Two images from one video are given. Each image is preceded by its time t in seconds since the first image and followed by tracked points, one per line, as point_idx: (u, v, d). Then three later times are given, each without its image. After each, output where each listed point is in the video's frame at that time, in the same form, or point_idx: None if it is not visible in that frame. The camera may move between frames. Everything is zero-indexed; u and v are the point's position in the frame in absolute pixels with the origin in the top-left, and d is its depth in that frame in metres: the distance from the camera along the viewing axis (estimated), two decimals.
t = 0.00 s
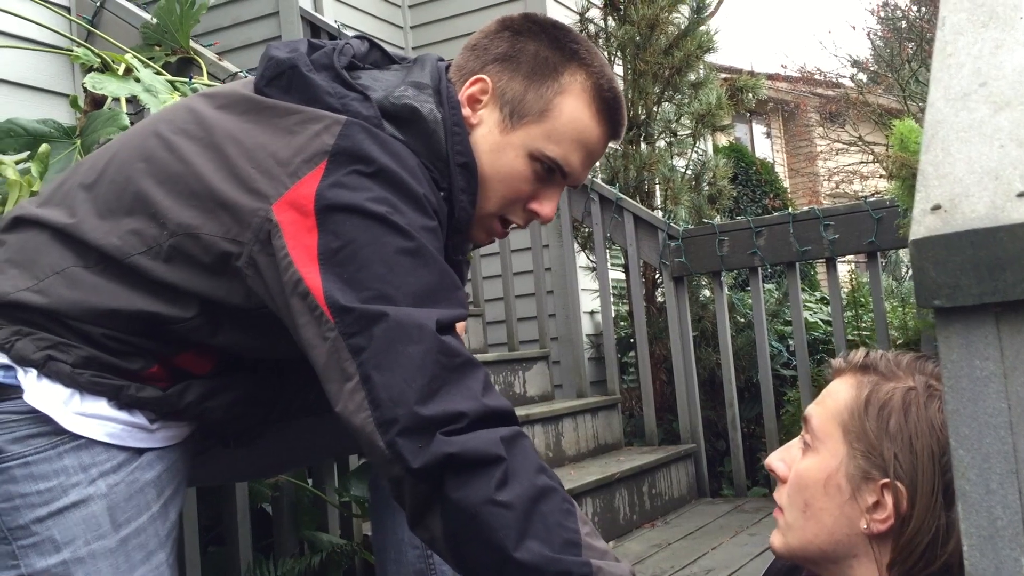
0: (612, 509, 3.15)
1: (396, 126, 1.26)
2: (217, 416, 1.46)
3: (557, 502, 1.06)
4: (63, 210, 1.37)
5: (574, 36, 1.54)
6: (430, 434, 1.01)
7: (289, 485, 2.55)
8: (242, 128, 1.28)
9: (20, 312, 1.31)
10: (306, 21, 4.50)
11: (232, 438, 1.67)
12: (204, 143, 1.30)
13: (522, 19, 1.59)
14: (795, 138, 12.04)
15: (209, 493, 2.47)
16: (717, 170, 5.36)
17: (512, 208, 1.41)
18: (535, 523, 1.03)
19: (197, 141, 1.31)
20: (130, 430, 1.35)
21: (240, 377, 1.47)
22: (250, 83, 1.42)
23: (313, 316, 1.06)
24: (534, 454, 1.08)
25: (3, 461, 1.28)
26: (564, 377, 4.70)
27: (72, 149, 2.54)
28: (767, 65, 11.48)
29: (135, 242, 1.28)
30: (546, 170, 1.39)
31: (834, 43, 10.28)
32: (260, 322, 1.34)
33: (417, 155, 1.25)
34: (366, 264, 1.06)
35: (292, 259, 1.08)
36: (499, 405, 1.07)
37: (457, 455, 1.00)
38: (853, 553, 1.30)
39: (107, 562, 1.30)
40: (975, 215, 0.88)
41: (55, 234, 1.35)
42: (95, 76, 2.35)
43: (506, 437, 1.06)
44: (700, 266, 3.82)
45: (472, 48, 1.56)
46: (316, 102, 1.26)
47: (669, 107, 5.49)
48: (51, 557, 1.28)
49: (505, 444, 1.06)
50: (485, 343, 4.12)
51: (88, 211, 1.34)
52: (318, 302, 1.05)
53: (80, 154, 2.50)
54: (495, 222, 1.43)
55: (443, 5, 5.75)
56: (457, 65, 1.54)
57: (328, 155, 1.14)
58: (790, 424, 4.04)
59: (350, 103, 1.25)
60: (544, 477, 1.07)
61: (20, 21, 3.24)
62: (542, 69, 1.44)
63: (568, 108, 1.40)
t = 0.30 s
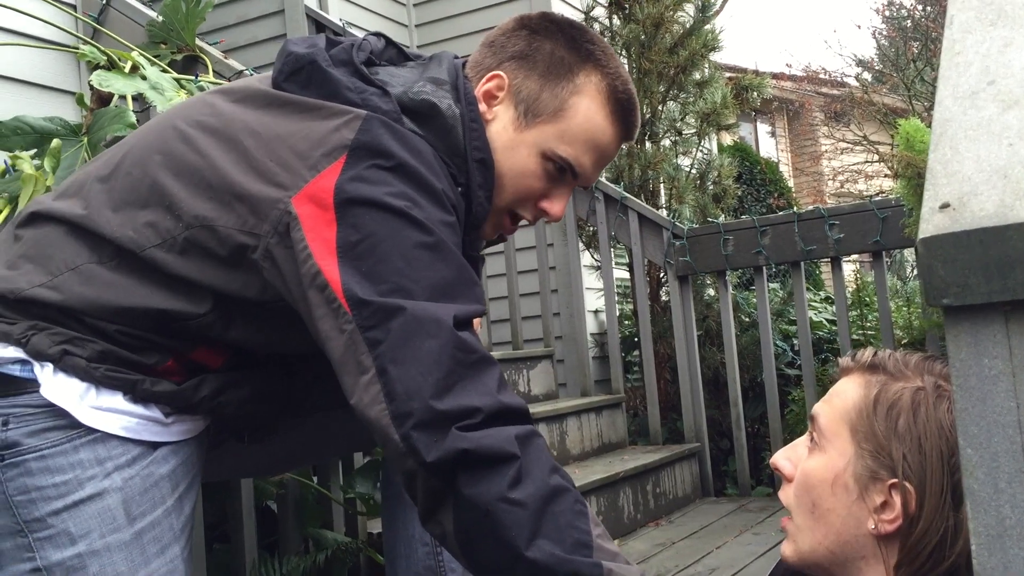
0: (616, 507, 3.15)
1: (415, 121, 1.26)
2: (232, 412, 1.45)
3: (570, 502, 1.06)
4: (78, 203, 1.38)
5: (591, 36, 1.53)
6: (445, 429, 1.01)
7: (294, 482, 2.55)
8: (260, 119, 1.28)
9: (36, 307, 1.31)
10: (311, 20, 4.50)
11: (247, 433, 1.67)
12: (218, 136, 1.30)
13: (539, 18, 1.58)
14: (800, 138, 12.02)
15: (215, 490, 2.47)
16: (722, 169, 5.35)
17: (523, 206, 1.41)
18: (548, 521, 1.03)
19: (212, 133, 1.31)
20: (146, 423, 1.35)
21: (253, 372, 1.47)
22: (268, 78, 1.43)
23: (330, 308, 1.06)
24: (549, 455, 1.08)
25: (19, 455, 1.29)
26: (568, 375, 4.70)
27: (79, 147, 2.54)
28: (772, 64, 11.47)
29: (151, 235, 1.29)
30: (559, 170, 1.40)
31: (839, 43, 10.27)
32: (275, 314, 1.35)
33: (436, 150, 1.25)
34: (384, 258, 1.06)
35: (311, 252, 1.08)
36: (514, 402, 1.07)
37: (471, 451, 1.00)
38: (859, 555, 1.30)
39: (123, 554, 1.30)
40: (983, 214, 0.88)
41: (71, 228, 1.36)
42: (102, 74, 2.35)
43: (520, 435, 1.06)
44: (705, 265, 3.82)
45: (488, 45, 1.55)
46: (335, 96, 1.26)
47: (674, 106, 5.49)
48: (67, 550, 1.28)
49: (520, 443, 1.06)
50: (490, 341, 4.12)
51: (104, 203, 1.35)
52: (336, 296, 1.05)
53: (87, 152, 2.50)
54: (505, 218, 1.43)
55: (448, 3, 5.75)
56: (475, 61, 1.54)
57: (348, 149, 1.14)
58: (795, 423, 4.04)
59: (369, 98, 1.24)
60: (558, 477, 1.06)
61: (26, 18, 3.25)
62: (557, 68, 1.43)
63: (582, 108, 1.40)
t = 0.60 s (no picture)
0: (616, 507, 3.15)
1: (423, 126, 1.27)
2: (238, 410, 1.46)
3: (572, 511, 1.05)
4: (87, 202, 1.38)
5: (600, 43, 1.53)
6: (449, 434, 1.01)
7: (296, 481, 2.56)
8: (268, 122, 1.28)
9: (46, 305, 1.31)
10: (313, 19, 4.51)
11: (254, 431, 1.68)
12: (228, 136, 1.30)
13: (549, 24, 1.58)
14: (802, 137, 12.02)
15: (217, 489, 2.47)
16: (723, 169, 5.35)
17: (528, 211, 1.42)
18: (551, 530, 1.02)
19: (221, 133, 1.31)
20: (154, 420, 1.36)
21: (259, 371, 1.48)
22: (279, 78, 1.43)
23: (337, 313, 1.06)
24: (551, 461, 1.07)
25: (29, 450, 1.30)
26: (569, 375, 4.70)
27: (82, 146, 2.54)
28: (774, 64, 11.46)
29: (159, 235, 1.30)
30: (566, 178, 1.40)
31: (841, 42, 10.26)
32: (283, 316, 1.35)
33: (444, 155, 1.26)
34: (392, 262, 1.06)
35: (319, 255, 1.09)
36: (518, 408, 1.07)
37: (475, 458, 1.00)
38: (859, 553, 1.30)
39: (131, 550, 1.32)
40: (984, 213, 0.88)
41: (81, 227, 1.36)
42: (103, 72, 2.36)
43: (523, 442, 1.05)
44: (706, 264, 3.82)
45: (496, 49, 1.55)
46: (344, 101, 1.26)
47: (675, 106, 5.49)
48: (75, 545, 1.29)
49: (523, 450, 1.05)
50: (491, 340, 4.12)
51: (113, 201, 1.35)
52: (344, 301, 1.06)
53: (90, 150, 2.50)
54: (510, 220, 1.44)
55: (450, 2, 5.75)
56: (483, 66, 1.54)
57: (357, 153, 1.14)
58: (795, 423, 4.04)
59: (379, 102, 1.24)
60: (561, 486, 1.05)
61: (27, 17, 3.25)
62: (566, 75, 1.43)
63: (591, 116, 1.40)
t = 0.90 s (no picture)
0: (616, 506, 3.15)
1: (428, 116, 1.27)
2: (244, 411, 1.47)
3: (574, 505, 1.01)
4: (95, 198, 1.38)
5: (605, 40, 1.53)
6: (452, 424, 0.98)
7: (295, 480, 2.56)
8: (274, 113, 1.28)
9: (57, 304, 1.32)
10: (313, 18, 4.51)
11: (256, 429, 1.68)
12: (234, 129, 1.30)
13: (555, 21, 1.58)
14: (802, 138, 12.03)
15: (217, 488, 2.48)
16: (723, 169, 5.35)
17: (531, 206, 1.41)
18: (554, 522, 0.99)
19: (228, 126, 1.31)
20: (165, 419, 1.37)
21: (266, 372, 1.49)
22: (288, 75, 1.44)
23: (341, 302, 1.05)
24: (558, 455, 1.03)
25: (39, 447, 1.30)
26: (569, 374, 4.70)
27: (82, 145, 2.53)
28: (774, 63, 11.48)
29: (168, 229, 1.29)
30: (569, 174, 1.40)
31: (842, 42, 10.28)
32: (291, 309, 1.35)
33: (447, 145, 1.26)
34: (396, 249, 1.05)
35: (324, 244, 1.08)
36: (524, 401, 1.03)
37: (477, 449, 0.98)
38: (860, 556, 1.30)
39: (140, 547, 1.32)
40: (982, 215, 0.88)
41: (89, 223, 1.36)
42: (103, 72, 2.35)
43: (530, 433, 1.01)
44: (705, 264, 3.82)
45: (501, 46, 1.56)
46: (349, 90, 1.26)
47: (676, 105, 5.50)
48: (85, 542, 1.29)
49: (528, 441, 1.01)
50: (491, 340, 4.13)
51: (120, 197, 1.35)
52: (348, 291, 1.05)
53: (90, 150, 2.50)
54: (512, 216, 1.43)
55: (450, 2, 5.75)
56: (490, 62, 1.54)
57: (361, 142, 1.14)
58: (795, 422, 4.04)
59: (383, 91, 1.24)
60: (565, 478, 1.01)
61: (28, 16, 3.25)
62: (571, 71, 1.44)
63: (594, 112, 1.40)
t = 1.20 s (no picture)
0: (615, 505, 3.15)
1: (438, 118, 1.28)
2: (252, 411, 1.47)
3: (555, 502, 1.06)
4: (108, 193, 1.39)
5: (616, 42, 1.54)
6: (437, 437, 1.01)
7: (295, 479, 2.56)
8: (281, 112, 1.28)
9: (69, 298, 1.32)
10: (312, 17, 4.50)
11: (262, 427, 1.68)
12: (248, 129, 1.30)
13: (569, 22, 1.58)
14: (801, 137, 12.03)
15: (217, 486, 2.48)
16: (723, 168, 5.35)
17: (541, 208, 1.42)
18: (536, 522, 1.04)
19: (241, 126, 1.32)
20: (175, 415, 1.37)
21: (272, 372, 1.49)
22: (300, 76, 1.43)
23: (339, 310, 1.06)
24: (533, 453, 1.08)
25: (50, 439, 1.31)
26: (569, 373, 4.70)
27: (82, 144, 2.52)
28: (774, 62, 11.47)
29: (177, 224, 1.30)
30: (579, 175, 1.40)
31: (841, 41, 10.28)
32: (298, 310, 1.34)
33: (457, 148, 1.26)
34: (395, 257, 1.06)
35: (325, 249, 1.09)
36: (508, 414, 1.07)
37: (464, 457, 1.01)
38: (861, 555, 1.30)
39: (146, 542, 1.32)
40: (982, 211, 0.88)
41: (101, 218, 1.37)
42: (102, 70, 2.34)
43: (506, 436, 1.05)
44: (705, 263, 3.81)
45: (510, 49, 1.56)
46: (360, 92, 1.25)
47: (675, 104, 5.50)
48: (92, 536, 1.29)
49: (508, 446, 1.05)
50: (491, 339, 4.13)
51: (135, 195, 1.35)
52: (344, 295, 1.05)
53: (90, 148, 2.49)
54: (522, 219, 1.44)
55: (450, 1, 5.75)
56: (502, 62, 1.54)
57: (367, 145, 1.14)
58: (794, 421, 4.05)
59: (394, 94, 1.24)
60: (543, 479, 1.07)
61: (27, 14, 3.24)
62: (582, 73, 1.44)
63: (606, 113, 1.40)
